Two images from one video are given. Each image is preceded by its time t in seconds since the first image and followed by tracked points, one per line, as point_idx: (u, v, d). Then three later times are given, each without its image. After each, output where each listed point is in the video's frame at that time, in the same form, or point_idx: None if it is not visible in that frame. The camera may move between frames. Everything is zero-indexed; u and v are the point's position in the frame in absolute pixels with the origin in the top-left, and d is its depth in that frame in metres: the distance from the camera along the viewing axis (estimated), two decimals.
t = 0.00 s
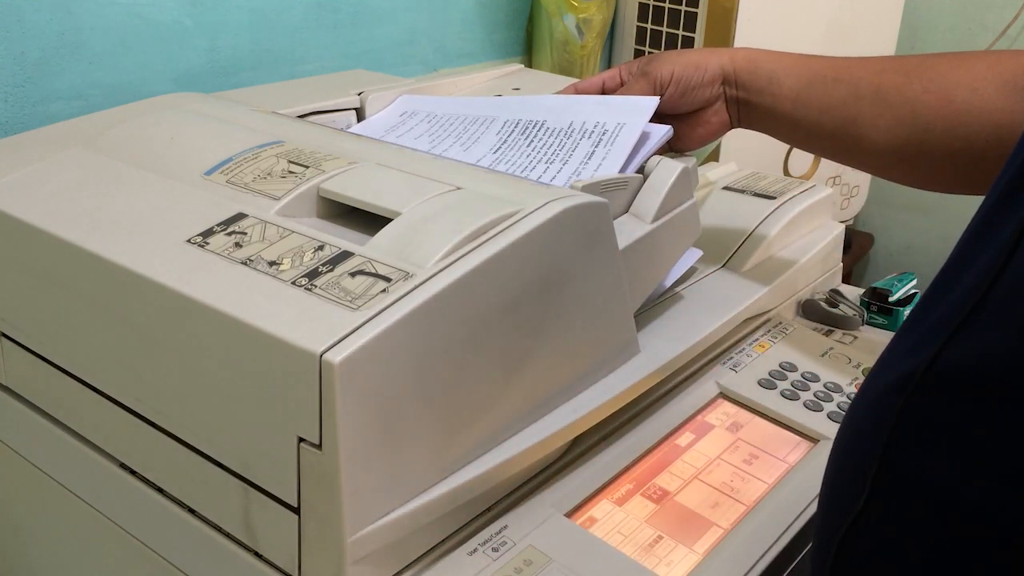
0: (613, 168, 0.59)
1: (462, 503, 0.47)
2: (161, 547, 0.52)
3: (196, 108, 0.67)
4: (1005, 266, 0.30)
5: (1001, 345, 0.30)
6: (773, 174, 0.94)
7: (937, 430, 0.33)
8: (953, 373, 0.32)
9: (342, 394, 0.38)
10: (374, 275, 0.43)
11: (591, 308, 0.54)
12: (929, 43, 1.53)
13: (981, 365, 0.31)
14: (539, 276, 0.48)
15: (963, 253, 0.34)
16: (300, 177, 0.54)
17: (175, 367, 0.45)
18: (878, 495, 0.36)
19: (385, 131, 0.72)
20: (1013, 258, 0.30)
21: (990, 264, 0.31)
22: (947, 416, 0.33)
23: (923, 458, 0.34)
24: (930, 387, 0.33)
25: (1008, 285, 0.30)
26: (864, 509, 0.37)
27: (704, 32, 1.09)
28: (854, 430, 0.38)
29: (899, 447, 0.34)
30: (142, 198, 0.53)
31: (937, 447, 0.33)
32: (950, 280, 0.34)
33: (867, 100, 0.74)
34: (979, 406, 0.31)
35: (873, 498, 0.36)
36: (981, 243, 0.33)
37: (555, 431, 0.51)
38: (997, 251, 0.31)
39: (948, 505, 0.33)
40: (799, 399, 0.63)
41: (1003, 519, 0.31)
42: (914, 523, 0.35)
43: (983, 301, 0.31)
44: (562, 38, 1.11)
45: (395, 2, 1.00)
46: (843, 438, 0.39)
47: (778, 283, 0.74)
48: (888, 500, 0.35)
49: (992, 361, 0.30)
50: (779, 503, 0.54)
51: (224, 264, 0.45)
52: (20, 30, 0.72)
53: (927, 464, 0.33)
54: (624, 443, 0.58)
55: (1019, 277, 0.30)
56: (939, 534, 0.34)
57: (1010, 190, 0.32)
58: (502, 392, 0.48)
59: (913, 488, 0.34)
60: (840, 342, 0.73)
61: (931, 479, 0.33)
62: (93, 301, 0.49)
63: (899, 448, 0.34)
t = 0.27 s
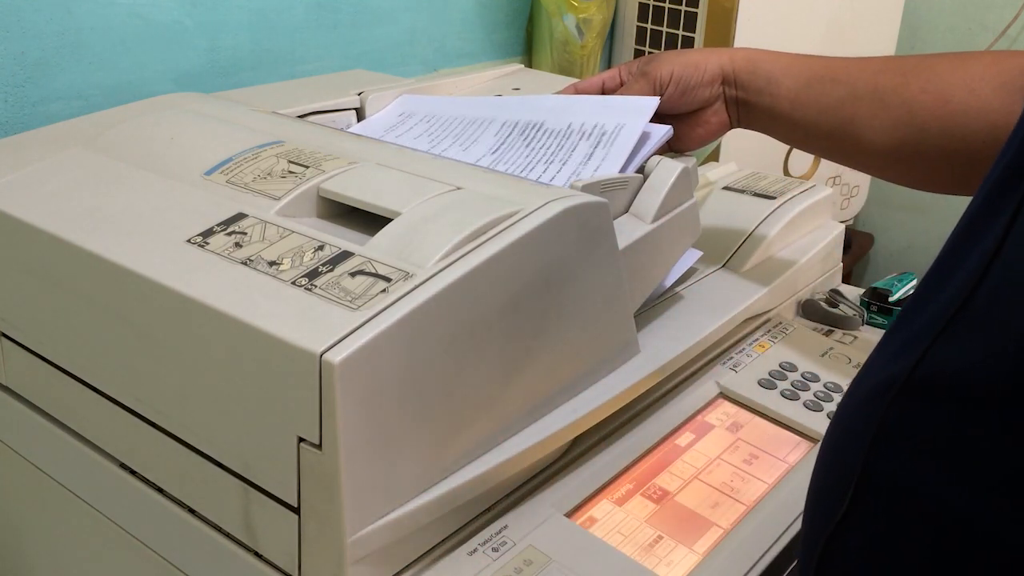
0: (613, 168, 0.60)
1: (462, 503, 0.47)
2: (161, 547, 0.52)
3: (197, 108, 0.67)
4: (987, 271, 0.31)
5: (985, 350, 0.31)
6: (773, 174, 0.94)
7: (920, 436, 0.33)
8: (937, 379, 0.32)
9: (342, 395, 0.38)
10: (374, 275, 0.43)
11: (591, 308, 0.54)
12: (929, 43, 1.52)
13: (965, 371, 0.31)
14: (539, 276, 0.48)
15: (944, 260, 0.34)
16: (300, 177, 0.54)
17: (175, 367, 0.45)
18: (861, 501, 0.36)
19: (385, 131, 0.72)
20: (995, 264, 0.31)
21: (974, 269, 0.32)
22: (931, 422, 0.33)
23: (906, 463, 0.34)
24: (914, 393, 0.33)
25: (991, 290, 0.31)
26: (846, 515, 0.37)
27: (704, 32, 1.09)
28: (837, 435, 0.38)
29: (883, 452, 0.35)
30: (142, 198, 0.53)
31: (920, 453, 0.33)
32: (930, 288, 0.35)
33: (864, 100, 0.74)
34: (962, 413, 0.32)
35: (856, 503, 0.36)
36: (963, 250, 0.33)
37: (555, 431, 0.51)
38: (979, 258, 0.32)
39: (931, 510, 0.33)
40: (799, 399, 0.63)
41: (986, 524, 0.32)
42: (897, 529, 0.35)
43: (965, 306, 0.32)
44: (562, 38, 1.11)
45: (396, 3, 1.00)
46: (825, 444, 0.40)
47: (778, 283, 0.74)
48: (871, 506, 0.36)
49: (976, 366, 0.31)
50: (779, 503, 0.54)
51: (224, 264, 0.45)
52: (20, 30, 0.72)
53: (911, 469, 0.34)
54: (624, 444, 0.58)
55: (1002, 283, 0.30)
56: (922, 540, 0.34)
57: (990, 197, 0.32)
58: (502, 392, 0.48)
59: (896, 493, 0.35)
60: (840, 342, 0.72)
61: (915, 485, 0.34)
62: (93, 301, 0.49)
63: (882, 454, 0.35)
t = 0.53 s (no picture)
0: (613, 168, 0.60)
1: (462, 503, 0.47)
2: (161, 547, 0.52)
3: (197, 108, 0.67)
4: (971, 277, 0.32)
5: (966, 355, 0.32)
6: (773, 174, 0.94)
7: (904, 438, 0.34)
8: (922, 383, 0.33)
9: (342, 395, 0.38)
10: (374, 275, 0.43)
11: (591, 309, 0.54)
12: (930, 43, 1.52)
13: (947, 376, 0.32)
14: (539, 276, 0.48)
15: (938, 266, 0.35)
16: (300, 177, 0.54)
17: (175, 367, 0.45)
18: (848, 502, 0.37)
19: (385, 131, 0.72)
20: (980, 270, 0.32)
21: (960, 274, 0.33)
22: (916, 426, 0.34)
23: (892, 466, 0.35)
24: (899, 397, 0.34)
25: (976, 296, 0.32)
26: (834, 516, 0.38)
27: (704, 32, 1.09)
28: (829, 437, 0.39)
29: (869, 454, 0.36)
30: (142, 198, 0.53)
31: (906, 455, 0.34)
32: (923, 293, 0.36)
33: (862, 100, 0.74)
34: (945, 418, 0.33)
35: (844, 504, 0.37)
36: (956, 256, 0.34)
37: (555, 432, 0.51)
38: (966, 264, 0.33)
39: (915, 512, 0.34)
40: (799, 399, 0.63)
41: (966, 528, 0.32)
42: (882, 530, 0.36)
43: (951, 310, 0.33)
44: (562, 38, 1.11)
45: (396, 3, 1.00)
46: (818, 446, 0.41)
47: (778, 283, 0.74)
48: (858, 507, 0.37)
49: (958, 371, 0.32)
50: (779, 503, 0.54)
51: (224, 264, 0.45)
52: (20, 30, 0.72)
53: (896, 472, 0.35)
54: (624, 444, 0.58)
55: (985, 289, 0.31)
56: (907, 542, 0.35)
57: (981, 206, 0.33)
58: (502, 392, 0.48)
59: (882, 495, 0.35)
60: (840, 342, 0.72)
61: (900, 487, 0.35)
62: (93, 301, 0.49)
63: (868, 455, 0.36)
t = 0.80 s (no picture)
0: (613, 168, 0.60)
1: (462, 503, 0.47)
2: (161, 547, 0.52)
3: (197, 108, 0.67)
4: (954, 280, 0.34)
5: (950, 355, 0.33)
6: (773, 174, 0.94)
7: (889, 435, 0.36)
8: (906, 383, 0.35)
9: (342, 395, 0.38)
10: (374, 275, 0.43)
11: (592, 309, 0.54)
12: (930, 43, 1.52)
13: (929, 376, 0.34)
14: (539, 276, 0.48)
15: (922, 270, 0.37)
16: (300, 177, 0.54)
17: (175, 367, 0.45)
18: (837, 499, 0.38)
19: (385, 131, 0.72)
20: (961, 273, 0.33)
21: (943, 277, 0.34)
22: (901, 423, 0.35)
23: (878, 465, 0.36)
24: (885, 394, 0.36)
25: (959, 297, 0.33)
26: (823, 512, 0.39)
27: (704, 32, 1.09)
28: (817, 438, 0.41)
29: (856, 453, 0.37)
30: (141, 198, 0.53)
31: (890, 454, 0.36)
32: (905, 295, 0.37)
33: (861, 101, 0.74)
34: (930, 416, 0.34)
35: (833, 502, 0.39)
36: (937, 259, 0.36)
37: (555, 432, 0.51)
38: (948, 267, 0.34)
39: (903, 509, 0.35)
40: (799, 399, 0.63)
41: (949, 524, 0.34)
42: (870, 525, 0.37)
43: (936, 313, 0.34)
44: (562, 38, 1.11)
45: (396, 3, 1.00)
46: (807, 447, 0.42)
47: (778, 283, 0.74)
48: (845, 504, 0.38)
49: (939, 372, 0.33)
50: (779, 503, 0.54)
51: (224, 264, 0.45)
52: (20, 30, 0.72)
53: (883, 470, 0.36)
54: (624, 444, 0.58)
55: (967, 291, 0.33)
56: (893, 536, 0.36)
57: (963, 212, 0.35)
58: (502, 392, 0.48)
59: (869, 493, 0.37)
60: (840, 342, 0.72)
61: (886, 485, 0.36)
62: (93, 301, 0.49)
63: (856, 455, 0.37)
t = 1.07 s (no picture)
0: (613, 168, 0.60)
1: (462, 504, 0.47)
2: (161, 548, 0.52)
3: (197, 108, 0.67)
4: (939, 278, 0.33)
5: (937, 355, 0.33)
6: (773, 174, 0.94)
7: (877, 434, 0.35)
8: (893, 381, 0.34)
9: (342, 395, 0.38)
10: (374, 275, 0.43)
11: (592, 309, 0.54)
12: (930, 43, 1.52)
13: (917, 375, 0.33)
14: (539, 276, 0.48)
15: (907, 267, 0.36)
16: (300, 177, 0.54)
17: (175, 367, 0.45)
18: (825, 497, 0.38)
19: (385, 131, 0.72)
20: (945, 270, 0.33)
21: (927, 273, 0.34)
22: (888, 422, 0.35)
23: (867, 463, 0.36)
24: (873, 394, 0.35)
25: (945, 294, 0.33)
26: (813, 510, 0.39)
27: (704, 32, 1.09)
28: (804, 436, 0.40)
29: (844, 452, 0.37)
30: (141, 198, 0.53)
31: (878, 452, 0.35)
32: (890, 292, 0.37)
33: (860, 100, 0.74)
34: (918, 415, 0.34)
35: (821, 500, 0.38)
36: (920, 254, 0.35)
37: (556, 432, 0.51)
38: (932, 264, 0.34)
39: (891, 507, 0.35)
40: (799, 399, 0.63)
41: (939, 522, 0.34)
42: (859, 523, 0.37)
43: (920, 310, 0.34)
44: (562, 38, 1.11)
45: (396, 2, 1.00)
46: (795, 445, 0.41)
47: (778, 283, 0.74)
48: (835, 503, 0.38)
49: (928, 371, 0.33)
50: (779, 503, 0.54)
51: (224, 264, 0.45)
52: (20, 30, 0.72)
53: (871, 469, 0.36)
54: (624, 444, 0.58)
55: (954, 288, 0.32)
56: (882, 534, 0.36)
57: (947, 207, 0.34)
58: (502, 392, 0.48)
59: (858, 492, 0.36)
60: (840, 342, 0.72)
61: (875, 484, 0.36)
62: (93, 301, 0.49)
63: (844, 454, 0.37)
